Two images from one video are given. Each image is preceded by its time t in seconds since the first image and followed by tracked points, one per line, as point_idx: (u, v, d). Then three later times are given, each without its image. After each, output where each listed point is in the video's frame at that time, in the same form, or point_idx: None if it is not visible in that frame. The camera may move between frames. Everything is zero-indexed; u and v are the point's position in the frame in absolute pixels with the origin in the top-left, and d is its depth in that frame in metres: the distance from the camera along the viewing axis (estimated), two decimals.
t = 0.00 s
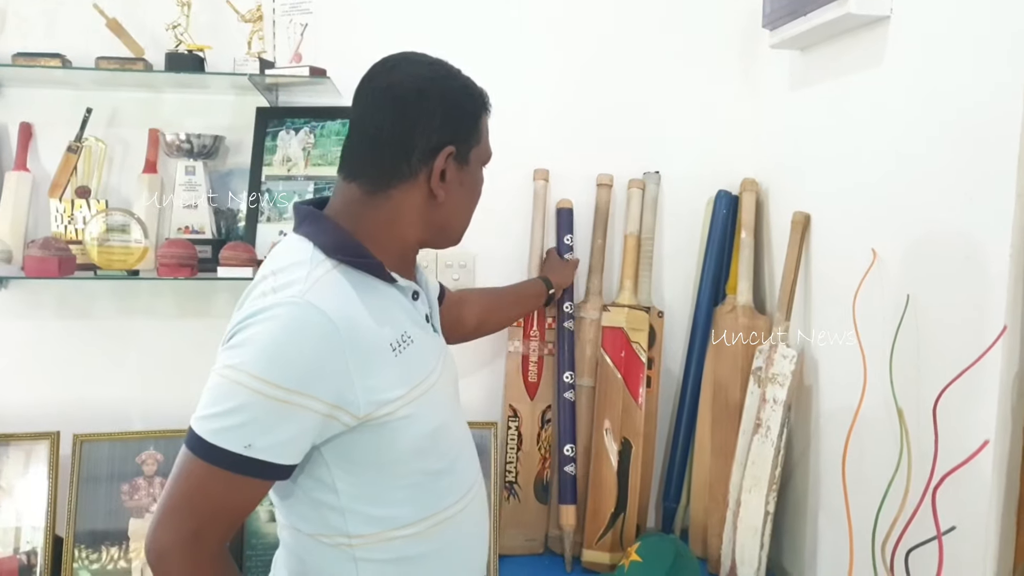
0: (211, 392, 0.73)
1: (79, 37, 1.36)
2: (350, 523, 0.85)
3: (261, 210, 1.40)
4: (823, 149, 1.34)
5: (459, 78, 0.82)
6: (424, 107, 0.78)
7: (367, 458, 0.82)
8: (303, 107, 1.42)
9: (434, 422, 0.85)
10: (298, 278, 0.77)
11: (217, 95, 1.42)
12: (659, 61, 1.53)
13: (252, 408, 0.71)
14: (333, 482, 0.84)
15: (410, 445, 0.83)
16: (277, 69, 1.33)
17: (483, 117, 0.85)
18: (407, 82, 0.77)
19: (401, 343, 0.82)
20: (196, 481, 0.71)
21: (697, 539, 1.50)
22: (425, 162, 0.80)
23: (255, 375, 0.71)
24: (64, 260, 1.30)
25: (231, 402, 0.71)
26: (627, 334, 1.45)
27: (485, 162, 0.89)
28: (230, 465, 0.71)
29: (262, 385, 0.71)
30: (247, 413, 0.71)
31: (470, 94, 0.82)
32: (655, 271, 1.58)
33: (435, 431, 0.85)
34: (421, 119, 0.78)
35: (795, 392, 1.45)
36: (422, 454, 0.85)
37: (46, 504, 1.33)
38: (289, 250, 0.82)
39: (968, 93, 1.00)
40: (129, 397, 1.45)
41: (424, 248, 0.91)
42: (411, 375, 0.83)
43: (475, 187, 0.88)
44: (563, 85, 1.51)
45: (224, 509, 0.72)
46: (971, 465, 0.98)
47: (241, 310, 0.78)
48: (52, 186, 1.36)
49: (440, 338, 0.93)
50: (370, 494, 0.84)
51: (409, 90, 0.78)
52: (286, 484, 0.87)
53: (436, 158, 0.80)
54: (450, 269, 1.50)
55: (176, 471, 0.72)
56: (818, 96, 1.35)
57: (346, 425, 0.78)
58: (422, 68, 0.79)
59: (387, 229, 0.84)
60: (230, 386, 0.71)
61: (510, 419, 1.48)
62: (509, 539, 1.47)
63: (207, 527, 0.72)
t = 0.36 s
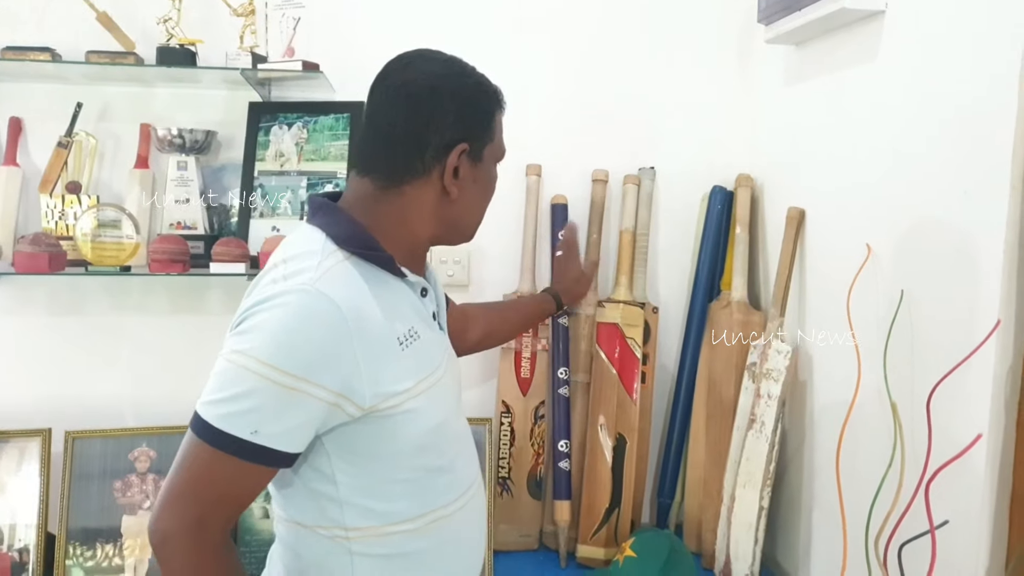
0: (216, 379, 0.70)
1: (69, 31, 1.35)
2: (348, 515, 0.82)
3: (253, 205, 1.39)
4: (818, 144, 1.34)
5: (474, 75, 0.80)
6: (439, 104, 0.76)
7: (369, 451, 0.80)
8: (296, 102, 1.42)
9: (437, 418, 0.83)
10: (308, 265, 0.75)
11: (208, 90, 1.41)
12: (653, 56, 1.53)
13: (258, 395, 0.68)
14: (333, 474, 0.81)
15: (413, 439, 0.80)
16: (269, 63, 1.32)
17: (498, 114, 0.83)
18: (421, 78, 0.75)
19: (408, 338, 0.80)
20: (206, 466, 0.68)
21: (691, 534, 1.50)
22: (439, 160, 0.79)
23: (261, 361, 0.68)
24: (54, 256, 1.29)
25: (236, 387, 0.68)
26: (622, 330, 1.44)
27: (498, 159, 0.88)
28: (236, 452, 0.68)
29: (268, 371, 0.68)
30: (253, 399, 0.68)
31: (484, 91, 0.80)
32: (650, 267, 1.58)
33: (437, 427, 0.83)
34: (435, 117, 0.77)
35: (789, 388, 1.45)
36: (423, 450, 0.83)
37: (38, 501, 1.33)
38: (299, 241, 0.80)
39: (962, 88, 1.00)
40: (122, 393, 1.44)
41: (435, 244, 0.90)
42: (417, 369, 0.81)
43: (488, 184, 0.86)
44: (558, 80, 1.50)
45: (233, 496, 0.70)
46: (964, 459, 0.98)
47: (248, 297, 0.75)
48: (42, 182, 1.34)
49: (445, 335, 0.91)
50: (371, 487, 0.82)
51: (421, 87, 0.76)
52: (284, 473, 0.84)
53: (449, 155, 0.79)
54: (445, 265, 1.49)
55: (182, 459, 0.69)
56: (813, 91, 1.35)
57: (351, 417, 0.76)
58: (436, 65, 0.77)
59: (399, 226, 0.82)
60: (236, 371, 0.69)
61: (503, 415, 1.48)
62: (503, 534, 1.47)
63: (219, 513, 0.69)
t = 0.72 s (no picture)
0: (260, 334, 0.72)
1: (54, 20, 1.34)
2: (358, 486, 0.84)
3: (243, 196, 1.38)
4: (811, 130, 1.34)
5: (497, 69, 0.83)
6: (469, 95, 0.79)
7: (396, 422, 0.83)
8: (286, 92, 1.41)
9: (460, 400, 0.87)
10: (356, 236, 0.78)
11: (197, 79, 1.39)
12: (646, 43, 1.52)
13: (306, 352, 0.71)
14: (352, 442, 0.83)
15: (436, 415, 0.84)
16: (258, 52, 1.31)
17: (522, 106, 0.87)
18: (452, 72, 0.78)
19: (439, 318, 0.84)
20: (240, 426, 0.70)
21: (685, 522, 1.50)
22: (474, 149, 0.82)
23: (312, 320, 0.71)
24: (43, 248, 1.27)
25: (285, 343, 0.70)
26: (616, 319, 1.44)
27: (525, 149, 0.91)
28: (279, 409, 0.70)
29: (319, 331, 0.71)
30: (300, 357, 0.71)
31: (508, 82, 0.83)
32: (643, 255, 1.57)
33: (457, 411, 0.87)
34: (466, 108, 0.80)
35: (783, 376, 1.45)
36: (444, 429, 0.86)
37: (30, 494, 1.32)
38: (343, 215, 0.84)
39: (955, 73, 1.00)
40: (114, 386, 1.44)
41: (470, 234, 0.92)
42: (445, 349, 0.85)
43: (519, 173, 0.89)
44: (550, 68, 1.49)
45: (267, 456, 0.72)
46: (956, 445, 0.98)
47: (293, 260, 0.78)
48: (29, 173, 1.33)
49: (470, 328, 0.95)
50: (389, 460, 0.84)
51: (452, 81, 0.79)
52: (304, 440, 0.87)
53: (483, 145, 0.82)
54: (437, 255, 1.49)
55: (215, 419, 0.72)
56: (807, 78, 1.34)
57: (381, 383, 0.79)
58: (463, 61, 0.80)
59: (438, 214, 0.85)
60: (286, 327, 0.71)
61: (498, 405, 1.47)
62: (498, 524, 1.47)
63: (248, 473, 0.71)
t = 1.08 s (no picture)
0: (293, 298, 0.74)
1: (43, 10, 1.33)
2: (369, 465, 0.84)
3: (234, 187, 1.38)
4: (805, 119, 1.33)
5: (538, 72, 0.85)
6: (510, 96, 0.82)
7: (416, 405, 0.83)
8: (276, 81, 1.39)
9: (479, 391, 0.87)
10: (395, 219, 0.80)
11: (187, 68, 1.38)
12: (639, 32, 1.51)
13: (332, 318, 0.72)
14: (367, 419, 0.84)
15: (453, 401, 0.84)
16: (249, 41, 1.30)
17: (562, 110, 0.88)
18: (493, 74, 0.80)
19: (467, 309, 0.84)
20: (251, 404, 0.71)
21: (679, 511, 1.50)
22: (515, 147, 0.83)
23: (343, 288, 0.73)
24: (32, 240, 1.26)
25: (315, 308, 0.72)
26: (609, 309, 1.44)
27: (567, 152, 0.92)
28: (302, 378, 0.72)
29: (347, 301, 0.73)
30: (326, 324, 0.72)
31: (549, 85, 0.85)
32: (637, 245, 1.57)
33: (474, 401, 0.87)
34: (508, 108, 0.82)
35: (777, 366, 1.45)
36: (460, 416, 0.86)
37: (21, 487, 1.31)
38: (391, 201, 0.86)
39: (949, 58, 0.99)
40: (105, 378, 1.43)
41: (509, 232, 0.94)
42: (472, 340, 0.85)
43: (560, 173, 0.91)
44: (542, 58, 1.49)
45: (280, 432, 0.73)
46: (951, 434, 0.98)
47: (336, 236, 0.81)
48: (18, 164, 1.32)
49: (499, 328, 0.94)
50: (403, 441, 0.85)
51: (495, 82, 0.82)
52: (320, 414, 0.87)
53: (524, 142, 0.83)
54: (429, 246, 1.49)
55: (225, 397, 0.73)
56: (800, 66, 1.34)
57: (403, 364, 0.80)
58: (506, 64, 0.83)
59: (478, 209, 0.87)
60: (317, 293, 0.73)
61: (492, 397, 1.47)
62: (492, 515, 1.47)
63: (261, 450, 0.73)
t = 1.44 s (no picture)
0: (288, 308, 0.73)
1: (42, 6, 1.32)
2: (375, 469, 0.84)
3: (232, 183, 1.37)
4: (805, 116, 1.33)
5: (525, 61, 0.85)
6: (497, 86, 0.81)
7: (419, 407, 0.83)
8: (275, 77, 1.39)
9: (480, 388, 0.87)
10: (387, 220, 0.79)
11: (186, 64, 1.38)
12: (639, 29, 1.51)
13: (333, 327, 0.72)
14: (371, 424, 0.83)
15: (455, 401, 0.84)
16: (247, 37, 1.29)
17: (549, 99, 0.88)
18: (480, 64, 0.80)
19: (464, 307, 0.84)
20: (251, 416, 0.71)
21: (679, 509, 1.50)
22: (503, 138, 0.83)
23: (341, 295, 0.72)
24: (31, 236, 1.26)
25: (314, 317, 0.72)
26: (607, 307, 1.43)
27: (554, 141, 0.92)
28: (304, 388, 0.71)
29: (345, 309, 0.72)
30: (326, 334, 0.71)
31: (535, 74, 0.85)
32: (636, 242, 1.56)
33: (475, 398, 0.87)
34: (496, 98, 0.81)
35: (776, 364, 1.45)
36: (462, 415, 0.86)
37: (19, 484, 1.31)
38: (381, 200, 0.85)
39: (949, 54, 0.99)
40: (104, 375, 1.43)
41: (497, 224, 0.94)
42: (469, 338, 0.85)
43: (547, 163, 0.90)
44: (542, 55, 1.48)
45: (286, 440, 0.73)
46: (953, 432, 0.98)
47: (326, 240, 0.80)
48: (16, 160, 1.32)
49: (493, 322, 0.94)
50: (407, 443, 0.84)
51: (482, 72, 0.81)
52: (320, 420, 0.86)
53: (511, 133, 0.83)
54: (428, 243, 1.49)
55: (227, 410, 0.72)
56: (800, 63, 1.34)
57: (404, 368, 0.79)
58: (493, 53, 0.83)
59: (467, 202, 0.86)
60: (314, 301, 0.72)
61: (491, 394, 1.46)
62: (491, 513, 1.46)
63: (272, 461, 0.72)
